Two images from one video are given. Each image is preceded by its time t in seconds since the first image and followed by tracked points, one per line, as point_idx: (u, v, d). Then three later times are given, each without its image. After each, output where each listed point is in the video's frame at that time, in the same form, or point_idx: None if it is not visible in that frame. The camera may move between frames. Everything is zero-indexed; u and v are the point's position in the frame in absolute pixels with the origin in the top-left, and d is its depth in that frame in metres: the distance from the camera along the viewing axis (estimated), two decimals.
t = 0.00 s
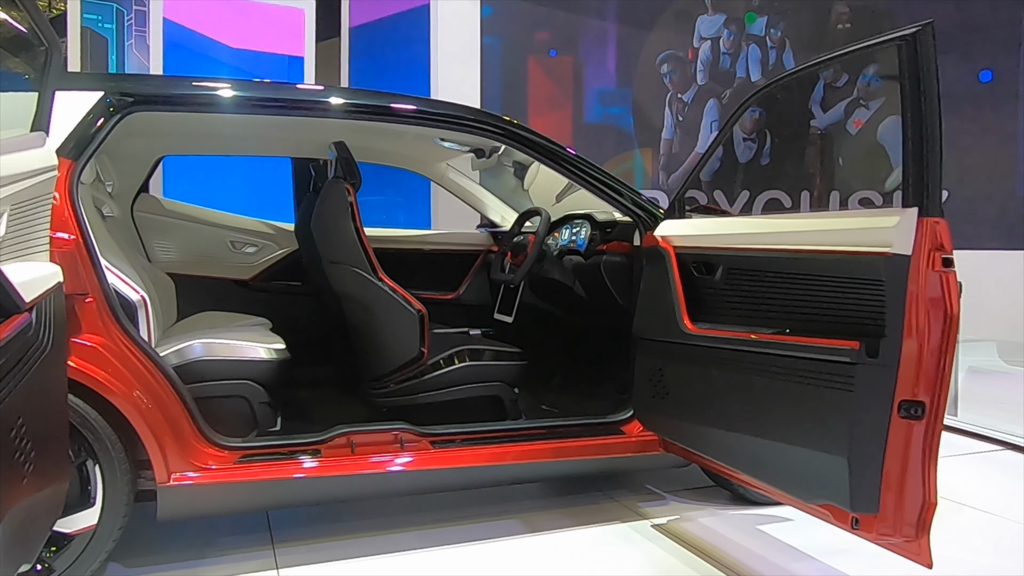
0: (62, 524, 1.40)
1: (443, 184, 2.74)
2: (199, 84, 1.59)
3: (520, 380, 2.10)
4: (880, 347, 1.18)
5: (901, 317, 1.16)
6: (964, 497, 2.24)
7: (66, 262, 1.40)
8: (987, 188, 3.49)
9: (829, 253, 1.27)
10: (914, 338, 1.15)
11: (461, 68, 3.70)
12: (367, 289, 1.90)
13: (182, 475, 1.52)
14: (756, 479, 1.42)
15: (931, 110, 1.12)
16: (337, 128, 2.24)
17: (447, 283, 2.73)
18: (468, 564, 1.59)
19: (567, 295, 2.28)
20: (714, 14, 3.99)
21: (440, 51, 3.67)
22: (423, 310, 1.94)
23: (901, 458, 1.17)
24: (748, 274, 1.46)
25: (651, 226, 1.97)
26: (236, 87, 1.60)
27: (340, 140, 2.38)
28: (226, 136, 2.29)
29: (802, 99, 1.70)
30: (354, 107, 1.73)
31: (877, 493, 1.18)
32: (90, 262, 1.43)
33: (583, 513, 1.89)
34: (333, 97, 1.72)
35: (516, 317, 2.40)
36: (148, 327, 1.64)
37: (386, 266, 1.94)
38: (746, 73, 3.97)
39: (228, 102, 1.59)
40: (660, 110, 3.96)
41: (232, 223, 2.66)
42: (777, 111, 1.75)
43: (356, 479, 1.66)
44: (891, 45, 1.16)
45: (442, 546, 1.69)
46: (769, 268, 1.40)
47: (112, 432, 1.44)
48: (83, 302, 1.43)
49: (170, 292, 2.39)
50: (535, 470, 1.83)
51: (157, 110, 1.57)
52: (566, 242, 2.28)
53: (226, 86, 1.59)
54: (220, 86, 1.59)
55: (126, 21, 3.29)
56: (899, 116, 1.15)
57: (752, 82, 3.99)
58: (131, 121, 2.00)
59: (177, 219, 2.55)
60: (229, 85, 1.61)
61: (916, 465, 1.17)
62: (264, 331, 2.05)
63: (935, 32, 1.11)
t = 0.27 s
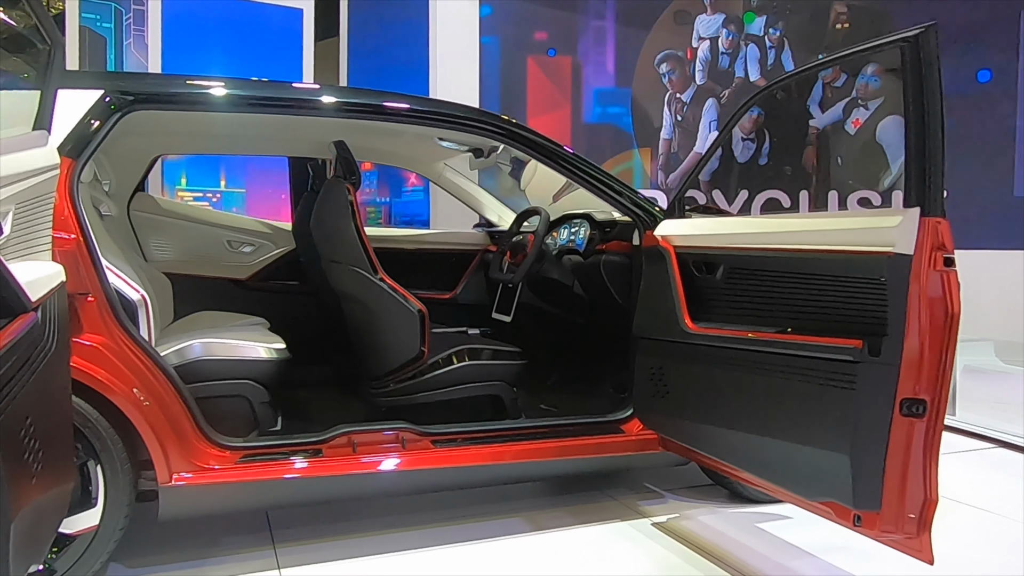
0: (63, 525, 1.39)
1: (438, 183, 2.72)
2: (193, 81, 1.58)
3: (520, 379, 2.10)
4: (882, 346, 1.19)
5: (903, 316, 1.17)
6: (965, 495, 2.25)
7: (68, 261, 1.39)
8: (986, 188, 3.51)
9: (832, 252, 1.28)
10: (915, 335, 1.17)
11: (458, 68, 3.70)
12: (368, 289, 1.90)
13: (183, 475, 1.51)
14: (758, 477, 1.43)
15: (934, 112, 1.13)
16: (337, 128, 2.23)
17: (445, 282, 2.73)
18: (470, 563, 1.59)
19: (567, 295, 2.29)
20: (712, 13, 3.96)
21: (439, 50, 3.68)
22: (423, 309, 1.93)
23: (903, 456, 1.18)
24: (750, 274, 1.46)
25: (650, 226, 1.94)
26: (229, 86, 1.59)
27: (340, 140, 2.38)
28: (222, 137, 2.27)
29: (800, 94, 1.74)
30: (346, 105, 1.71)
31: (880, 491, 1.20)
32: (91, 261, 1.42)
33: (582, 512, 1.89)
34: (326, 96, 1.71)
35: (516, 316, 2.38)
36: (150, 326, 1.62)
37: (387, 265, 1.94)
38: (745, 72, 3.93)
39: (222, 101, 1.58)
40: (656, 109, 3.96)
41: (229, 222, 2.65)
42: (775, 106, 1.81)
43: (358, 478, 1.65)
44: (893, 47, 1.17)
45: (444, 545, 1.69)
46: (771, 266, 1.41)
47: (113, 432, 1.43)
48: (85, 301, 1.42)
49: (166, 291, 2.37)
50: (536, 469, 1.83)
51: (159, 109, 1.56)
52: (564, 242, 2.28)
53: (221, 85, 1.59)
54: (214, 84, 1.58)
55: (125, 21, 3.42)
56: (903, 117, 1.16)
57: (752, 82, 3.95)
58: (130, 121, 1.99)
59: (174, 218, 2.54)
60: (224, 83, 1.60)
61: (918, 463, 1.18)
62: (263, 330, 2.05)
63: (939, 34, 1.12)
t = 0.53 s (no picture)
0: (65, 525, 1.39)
1: (435, 183, 2.71)
2: (187, 80, 1.57)
3: (519, 378, 2.11)
4: (884, 345, 1.20)
5: (904, 316, 1.18)
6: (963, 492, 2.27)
7: (69, 261, 1.38)
8: (981, 188, 3.53)
9: (833, 252, 1.29)
10: (915, 334, 1.18)
11: (454, 68, 3.70)
12: (368, 288, 1.90)
13: (185, 475, 1.51)
14: (760, 475, 1.44)
15: (936, 113, 1.14)
16: (338, 128, 2.23)
17: (443, 282, 2.73)
18: (472, 562, 1.59)
19: (565, 295, 2.29)
20: (711, 13, 3.93)
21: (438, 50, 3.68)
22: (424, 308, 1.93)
23: (904, 454, 1.19)
24: (751, 273, 1.47)
25: (650, 226, 1.95)
26: (221, 83, 1.58)
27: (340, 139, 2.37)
28: (219, 136, 2.26)
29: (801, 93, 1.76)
30: (339, 105, 1.70)
31: (881, 488, 1.21)
32: (92, 260, 1.41)
33: (582, 510, 1.90)
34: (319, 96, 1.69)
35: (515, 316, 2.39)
36: (151, 327, 1.61)
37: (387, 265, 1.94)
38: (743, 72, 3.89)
39: (214, 100, 1.56)
40: (654, 109, 3.97)
41: (226, 222, 2.64)
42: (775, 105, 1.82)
43: (359, 477, 1.65)
44: (895, 48, 1.19)
45: (446, 545, 1.69)
46: (773, 266, 1.42)
47: (115, 432, 1.43)
48: (85, 301, 1.41)
49: (163, 291, 2.36)
50: (537, 468, 1.84)
51: (160, 108, 1.55)
52: (562, 242, 2.27)
53: (214, 83, 1.58)
54: (205, 82, 1.57)
55: (123, 21, 3.40)
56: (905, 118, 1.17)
57: (751, 82, 3.91)
58: (129, 121, 1.99)
59: (171, 218, 2.53)
60: (218, 83, 1.59)
61: (919, 461, 1.19)
62: (262, 330, 2.04)
63: (941, 37, 1.13)
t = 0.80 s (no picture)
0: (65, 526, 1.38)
1: (431, 182, 2.70)
2: (180, 78, 1.55)
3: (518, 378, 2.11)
4: (885, 344, 1.22)
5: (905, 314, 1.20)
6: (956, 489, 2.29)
7: (70, 261, 1.38)
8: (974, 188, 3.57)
9: (834, 252, 1.30)
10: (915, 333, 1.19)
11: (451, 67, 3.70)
12: (368, 288, 1.90)
13: (186, 476, 1.50)
14: (760, 473, 1.45)
15: (937, 114, 1.15)
16: (338, 128, 2.23)
17: (440, 282, 2.73)
18: (473, 561, 1.60)
19: (563, 295, 2.30)
20: (708, 13, 3.99)
21: (436, 48, 3.66)
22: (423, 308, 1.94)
23: (904, 451, 1.21)
24: (751, 273, 1.48)
25: (648, 226, 1.91)
26: (213, 82, 1.55)
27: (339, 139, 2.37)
28: (217, 135, 2.25)
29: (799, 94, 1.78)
30: (330, 103, 1.66)
31: (882, 485, 1.22)
32: (92, 259, 1.40)
33: (581, 509, 1.90)
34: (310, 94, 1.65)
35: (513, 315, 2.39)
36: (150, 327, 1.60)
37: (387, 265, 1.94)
38: (740, 72, 3.96)
39: (205, 98, 1.54)
40: (652, 108, 3.99)
41: (223, 222, 2.63)
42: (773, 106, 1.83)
43: (360, 477, 1.65)
44: (896, 50, 1.20)
45: (446, 544, 1.70)
46: (773, 266, 1.43)
47: (115, 432, 1.42)
48: (86, 301, 1.41)
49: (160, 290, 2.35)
50: (536, 468, 1.84)
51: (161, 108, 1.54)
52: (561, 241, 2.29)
53: (206, 82, 1.55)
54: (196, 81, 1.54)
55: (121, 20, 3.38)
56: (907, 119, 1.18)
57: (749, 82, 3.96)
58: (127, 120, 1.98)
59: (167, 217, 2.52)
60: (211, 80, 1.57)
61: (920, 458, 1.20)
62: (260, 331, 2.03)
63: (942, 39, 1.14)
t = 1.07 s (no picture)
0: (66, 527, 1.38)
1: (428, 182, 2.71)
2: (172, 78, 1.53)
3: (517, 378, 2.12)
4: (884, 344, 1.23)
5: (904, 315, 1.21)
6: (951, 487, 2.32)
7: (71, 262, 1.37)
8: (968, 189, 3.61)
9: (834, 253, 1.32)
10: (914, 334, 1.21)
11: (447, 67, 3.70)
12: (367, 288, 1.89)
13: (186, 476, 1.50)
14: (760, 472, 1.46)
15: (937, 116, 1.17)
16: (337, 127, 2.22)
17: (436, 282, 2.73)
18: (474, 561, 1.60)
19: (561, 295, 2.31)
20: (706, 13, 4.00)
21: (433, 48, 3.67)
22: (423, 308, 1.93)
23: (903, 450, 1.22)
24: (750, 274, 1.49)
25: (647, 226, 1.92)
26: (203, 82, 1.54)
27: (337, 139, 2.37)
28: (215, 135, 2.24)
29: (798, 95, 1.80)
30: (320, 102, 1.65)
31: (882, 483, 1.24)
32: (92, 259, 1.40)
33: (580, 509, 1.91)
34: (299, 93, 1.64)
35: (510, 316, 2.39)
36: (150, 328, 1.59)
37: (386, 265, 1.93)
38: (737, 72, 3.98)
39: (195, 98, 1.53)
40: (648, 108, 4.00)
41: (218, 222, 2.62)
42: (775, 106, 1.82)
43: (360, 478, 1.65)
44: (896, 53, 1.21)
45: (446, 544, 1.70)
46: (773, 267, 1.44)
47: (115, 433, 1.41)
48: (86, 302, 1.40)
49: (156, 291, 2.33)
50: (535, 468, 1.84)
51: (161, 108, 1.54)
52: (558, 242, 2.31)
53: (196, 82, 1.54)
54: (187, 80, 1.53)
55: (118, 20, 3.45)
56: (906, 121, 1.20)
57: (746, 82, 3.98)
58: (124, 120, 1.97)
59: (163, 217, 2.51)
60: (203, 80, 1.56)
61: (919, 457, 1.22)
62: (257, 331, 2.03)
63: (942, 43, 1.16)
